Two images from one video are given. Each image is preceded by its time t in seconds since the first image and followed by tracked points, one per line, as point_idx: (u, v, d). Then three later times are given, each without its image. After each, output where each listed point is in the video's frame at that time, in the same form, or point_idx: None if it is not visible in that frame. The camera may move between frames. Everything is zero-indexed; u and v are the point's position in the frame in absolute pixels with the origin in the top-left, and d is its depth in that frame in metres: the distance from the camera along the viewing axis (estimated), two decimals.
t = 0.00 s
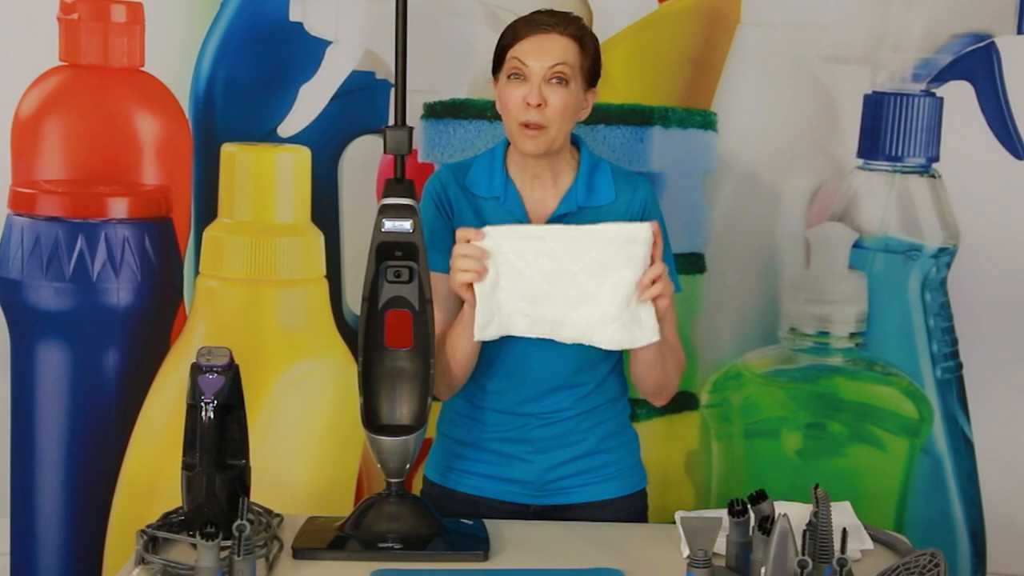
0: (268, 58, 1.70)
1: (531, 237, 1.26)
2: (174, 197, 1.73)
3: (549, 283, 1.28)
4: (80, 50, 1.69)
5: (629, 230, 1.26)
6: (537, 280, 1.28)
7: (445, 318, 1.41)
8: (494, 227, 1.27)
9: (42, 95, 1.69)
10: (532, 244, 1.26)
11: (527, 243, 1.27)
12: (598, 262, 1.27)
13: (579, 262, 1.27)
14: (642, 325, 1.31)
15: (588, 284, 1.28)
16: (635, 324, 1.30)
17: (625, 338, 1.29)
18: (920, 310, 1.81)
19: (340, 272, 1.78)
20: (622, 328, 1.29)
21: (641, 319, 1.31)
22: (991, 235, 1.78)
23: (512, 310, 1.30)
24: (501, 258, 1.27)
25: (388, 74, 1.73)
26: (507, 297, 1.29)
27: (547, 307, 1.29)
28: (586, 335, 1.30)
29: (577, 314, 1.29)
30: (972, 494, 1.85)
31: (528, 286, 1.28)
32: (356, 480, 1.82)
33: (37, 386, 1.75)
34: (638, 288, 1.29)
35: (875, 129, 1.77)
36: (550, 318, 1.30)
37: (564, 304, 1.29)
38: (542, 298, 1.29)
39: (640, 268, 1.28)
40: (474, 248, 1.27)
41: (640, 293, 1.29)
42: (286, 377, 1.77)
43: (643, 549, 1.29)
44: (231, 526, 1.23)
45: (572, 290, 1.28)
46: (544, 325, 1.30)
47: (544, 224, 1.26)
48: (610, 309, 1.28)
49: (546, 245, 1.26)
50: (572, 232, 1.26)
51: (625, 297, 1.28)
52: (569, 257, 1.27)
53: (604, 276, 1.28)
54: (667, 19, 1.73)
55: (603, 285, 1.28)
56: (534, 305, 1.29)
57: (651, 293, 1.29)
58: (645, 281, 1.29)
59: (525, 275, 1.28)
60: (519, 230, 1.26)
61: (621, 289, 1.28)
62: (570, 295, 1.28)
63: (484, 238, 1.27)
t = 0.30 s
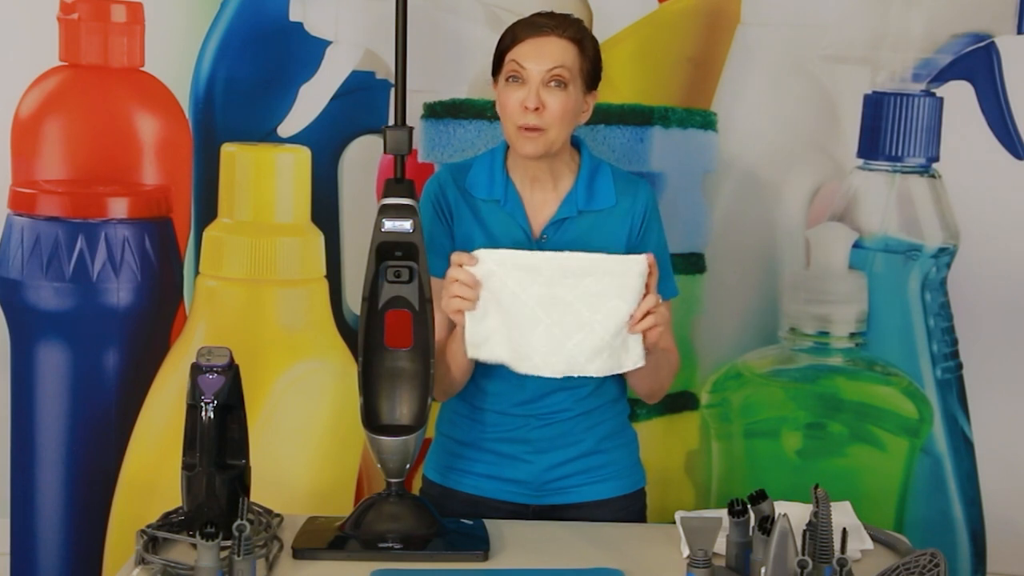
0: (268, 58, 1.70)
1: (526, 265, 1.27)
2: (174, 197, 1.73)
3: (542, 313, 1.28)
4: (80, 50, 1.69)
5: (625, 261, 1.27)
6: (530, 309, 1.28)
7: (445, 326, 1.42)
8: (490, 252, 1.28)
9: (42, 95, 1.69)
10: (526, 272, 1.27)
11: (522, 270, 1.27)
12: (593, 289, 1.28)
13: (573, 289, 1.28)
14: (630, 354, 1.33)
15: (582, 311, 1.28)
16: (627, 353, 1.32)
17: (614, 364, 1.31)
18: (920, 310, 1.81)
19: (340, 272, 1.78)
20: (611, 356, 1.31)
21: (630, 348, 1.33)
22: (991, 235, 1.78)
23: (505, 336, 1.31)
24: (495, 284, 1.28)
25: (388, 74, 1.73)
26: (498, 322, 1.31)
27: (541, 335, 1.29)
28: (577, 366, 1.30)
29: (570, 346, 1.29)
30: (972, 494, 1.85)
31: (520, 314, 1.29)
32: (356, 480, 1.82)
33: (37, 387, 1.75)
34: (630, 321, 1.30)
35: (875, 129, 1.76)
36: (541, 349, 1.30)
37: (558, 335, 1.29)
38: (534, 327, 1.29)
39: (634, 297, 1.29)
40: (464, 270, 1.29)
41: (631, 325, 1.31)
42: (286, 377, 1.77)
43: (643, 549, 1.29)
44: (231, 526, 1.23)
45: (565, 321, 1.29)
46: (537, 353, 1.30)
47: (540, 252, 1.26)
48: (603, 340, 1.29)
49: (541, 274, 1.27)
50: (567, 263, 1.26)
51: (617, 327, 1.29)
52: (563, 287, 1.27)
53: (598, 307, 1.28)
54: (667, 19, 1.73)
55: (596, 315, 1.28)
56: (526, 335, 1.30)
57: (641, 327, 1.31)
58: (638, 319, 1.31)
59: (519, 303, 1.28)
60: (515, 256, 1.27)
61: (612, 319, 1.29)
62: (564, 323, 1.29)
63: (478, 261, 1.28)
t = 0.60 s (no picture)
0: (268, 58, 1.70)
1: (528, 279, 1.27)
2: (174, 197, 1.73)
3: (545, 326, 1.29)
4: (80, 50, 1.69)
5: (627, 273, 1.27)
6: (533, 323, 1.29)
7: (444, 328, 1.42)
8: (491, 267, 1.27)
9: (42, 95, 1.69)
10: (529, 286, 1.27)
11: (525, 284, 1.27)
12: (598, 300, 1.28)
13: (577, 301, 1.28)
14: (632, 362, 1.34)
15: (587, 323, 1.29)
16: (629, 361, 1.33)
17: (617, 373, 1.33)
18: (920, 309, 1.81)
19: (340, 272, 1.78)
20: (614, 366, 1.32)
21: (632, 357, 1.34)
22: (991, 235, 1.78)
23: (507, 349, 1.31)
24: (497, 298, 1.28)
25: (388, 74, 1.73)
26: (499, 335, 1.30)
27: (545, 347, 1.30)
28: (581, 377, 1.31)
29: (574, 358, 1.30)
30: (972, 494, 1.85)
31: (522, 326, 1.29)
32: (355, 480, 1.82)
33: (37, 387, 1.75)
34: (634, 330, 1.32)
35: (875, 129, 1.76)
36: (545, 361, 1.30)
37: (562, 347, 1.30)
38: (538, 340, 1.29)
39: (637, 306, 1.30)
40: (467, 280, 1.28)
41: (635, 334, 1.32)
42: (286, 377, 1.77)
43: (643, 549, 1.29)
44: (231, 526, 1.23)
45: (568, 333, 1.29)
46: (541, 365, 1.30)
47: (542, 266, 1.26)
48: (606, 350, 1.30)
49: (544, 289, 1.27)
50: (570, 276, 1.26)
51: (619, 337, 1.30)
52: (567, 300, 1.27)
53: (600, 318, 1.29)
54: (667, 18, 1.73)
55: (600, 326, 1.29)
56: (529, 348, 1.30)
57: (645, 336, 1.32)
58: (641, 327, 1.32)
59: (522, 316, 1.28)
60: (516, 270, 1.26)
61: (615, 329, 1.30)
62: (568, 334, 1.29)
63: (480, 275, 1.27)
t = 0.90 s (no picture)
0: (267, 58, 1.70)
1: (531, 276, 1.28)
2: (174, 197, 1.73)
3: (547, 322, 1.31)
4: (80, 50, 1.69)
5: (630, 271, 1.29)
6: (534, 320, 1.30)
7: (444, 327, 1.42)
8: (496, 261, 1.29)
9: (42, 95, 1.69)
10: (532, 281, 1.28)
11: (528, 280, 1.29)
12: (599, 300, 1.30)
13: (578, 300, 1.30)
14: (633, 362, 1.35)
15: (588, 322, 1.31)
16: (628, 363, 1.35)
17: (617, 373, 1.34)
18: (920, 310, 1.81)
19: (340, 272, 1.78)
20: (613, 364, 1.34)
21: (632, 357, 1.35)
22: (991, 235, 1.78)
23: (508, 346, 1.32)
24: (498, 292, 1.30)
25: (388, 74, 1.73)
26: (500, 331, 1.32)
27: (545, 344, 1.31)
28: (581, 374, 1.33)
29: (574, 355, 1.32)
30: (972, 494, 1.85)
31: (523, 323, 1.31)
32: (356, 480, 1.82)
33: (37, 387, 1.75)
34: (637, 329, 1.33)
35: (875, 129, 1.76)
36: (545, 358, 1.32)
37: (562, 345, 1.31)
38: (538, 337, 1.31)
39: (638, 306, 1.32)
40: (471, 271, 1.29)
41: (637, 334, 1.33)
42: (286, 377, 1.77)
43: (643, 549, 1.29)
44: (231, 526, 1.23)
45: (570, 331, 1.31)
46: (540, 362, 1.32)
47: (546, 263, 1.28)
48: (607, 348, 1.32)
49: (547, 284, 1.29)
50: (574, 274, 1.28)
51: (620, 336, 1.32)
52: (569, 298, 1.29)
53: (601, 316, 1.31)
54: (667, 18, 1.73)
55: (600, 326, 1.31)
56: (529, 345, 1.32)
57: (644, 337, 1.33)
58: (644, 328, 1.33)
59: (524, 312, 1.30)
60: (520, 266, 1.28)
61: (615, 328, 1.31)
62: (569, 333, 1.31)
63: (485, 269, 1.29)
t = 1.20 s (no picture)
0: (267, 58, 1.70)
1: (527, 312, 1.28)
2: (174, 197, 1.73)
3: (544, 358, 1.30)
4: (80, 50, 1.69)
5: (626, 307, 1.29)
6: (531, 355, 1.30)
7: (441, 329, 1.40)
8: (491, 297, 1.28)
9: (42, 95, 1.69)
10: (529, 317, 1.28)
11: (524, 316, 1.28)
12: (596, 335, 1.30)
13: (576, 334, 1.29)
14: (630, 392, 1.36)
15: (585, 356, 1.31)
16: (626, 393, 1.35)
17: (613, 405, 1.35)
18: (920, 310, 1.81)
19: (340, 272, 1.78)
20: (611, 398, 1.34)
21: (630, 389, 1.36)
22: (991, 235, 1.78)
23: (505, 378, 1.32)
24: (495, 329, 1.29)
25: (388, 74, 1.73)
26: (497, 364, 1.32)
27: (542, 378, 1.31)
28: (578, 408, 1.33)
29: (570, 390, 1.32)
30: (972, 494, 1.85)
31: (520, 358, 1.31)
32: (356, 480, 1.82)
33: (37, 387, 1.75)
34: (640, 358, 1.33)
35: (875, 129, 1.76)
36: (542, 393, 1.32)
37: (559, 380, 1.31)
38: (535, 372, 1.31)
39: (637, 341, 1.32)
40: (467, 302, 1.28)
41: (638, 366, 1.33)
42: (286, 377, 1.77)
43: (643, 549, 1.29)
44: (231, 526, 1.23)
45: (567, 364, 1.31)
46: (537, 396, 1.32)
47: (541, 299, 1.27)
48: (603, 383, 1.32)
49: (542, 320, 1.28)
50: (571, 310, 1.28)
51: (617, 369, 1.32)
52: (565, 334, 1.29)
53: (598, 350, 1.31)
54: (666, 19, 1.73)
55: (597, 360, 1.31)
56: (527, 379, 1.32)
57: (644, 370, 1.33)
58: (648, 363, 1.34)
59: (520, 348, 1.30)
60: (516, 302, 1.27)
61: (612, 362, 1.31)
62: (566, 367, 1.31)
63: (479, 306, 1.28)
